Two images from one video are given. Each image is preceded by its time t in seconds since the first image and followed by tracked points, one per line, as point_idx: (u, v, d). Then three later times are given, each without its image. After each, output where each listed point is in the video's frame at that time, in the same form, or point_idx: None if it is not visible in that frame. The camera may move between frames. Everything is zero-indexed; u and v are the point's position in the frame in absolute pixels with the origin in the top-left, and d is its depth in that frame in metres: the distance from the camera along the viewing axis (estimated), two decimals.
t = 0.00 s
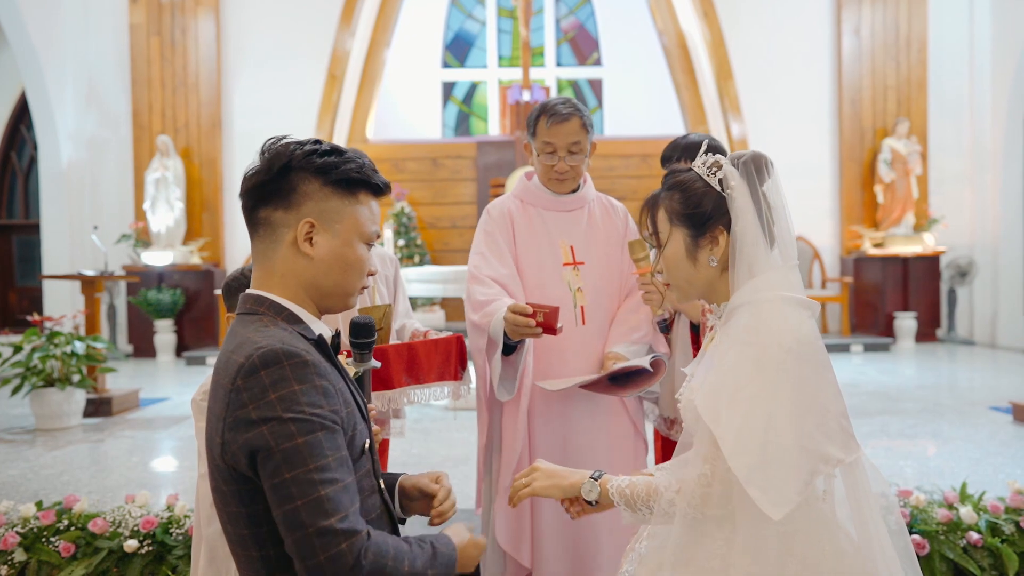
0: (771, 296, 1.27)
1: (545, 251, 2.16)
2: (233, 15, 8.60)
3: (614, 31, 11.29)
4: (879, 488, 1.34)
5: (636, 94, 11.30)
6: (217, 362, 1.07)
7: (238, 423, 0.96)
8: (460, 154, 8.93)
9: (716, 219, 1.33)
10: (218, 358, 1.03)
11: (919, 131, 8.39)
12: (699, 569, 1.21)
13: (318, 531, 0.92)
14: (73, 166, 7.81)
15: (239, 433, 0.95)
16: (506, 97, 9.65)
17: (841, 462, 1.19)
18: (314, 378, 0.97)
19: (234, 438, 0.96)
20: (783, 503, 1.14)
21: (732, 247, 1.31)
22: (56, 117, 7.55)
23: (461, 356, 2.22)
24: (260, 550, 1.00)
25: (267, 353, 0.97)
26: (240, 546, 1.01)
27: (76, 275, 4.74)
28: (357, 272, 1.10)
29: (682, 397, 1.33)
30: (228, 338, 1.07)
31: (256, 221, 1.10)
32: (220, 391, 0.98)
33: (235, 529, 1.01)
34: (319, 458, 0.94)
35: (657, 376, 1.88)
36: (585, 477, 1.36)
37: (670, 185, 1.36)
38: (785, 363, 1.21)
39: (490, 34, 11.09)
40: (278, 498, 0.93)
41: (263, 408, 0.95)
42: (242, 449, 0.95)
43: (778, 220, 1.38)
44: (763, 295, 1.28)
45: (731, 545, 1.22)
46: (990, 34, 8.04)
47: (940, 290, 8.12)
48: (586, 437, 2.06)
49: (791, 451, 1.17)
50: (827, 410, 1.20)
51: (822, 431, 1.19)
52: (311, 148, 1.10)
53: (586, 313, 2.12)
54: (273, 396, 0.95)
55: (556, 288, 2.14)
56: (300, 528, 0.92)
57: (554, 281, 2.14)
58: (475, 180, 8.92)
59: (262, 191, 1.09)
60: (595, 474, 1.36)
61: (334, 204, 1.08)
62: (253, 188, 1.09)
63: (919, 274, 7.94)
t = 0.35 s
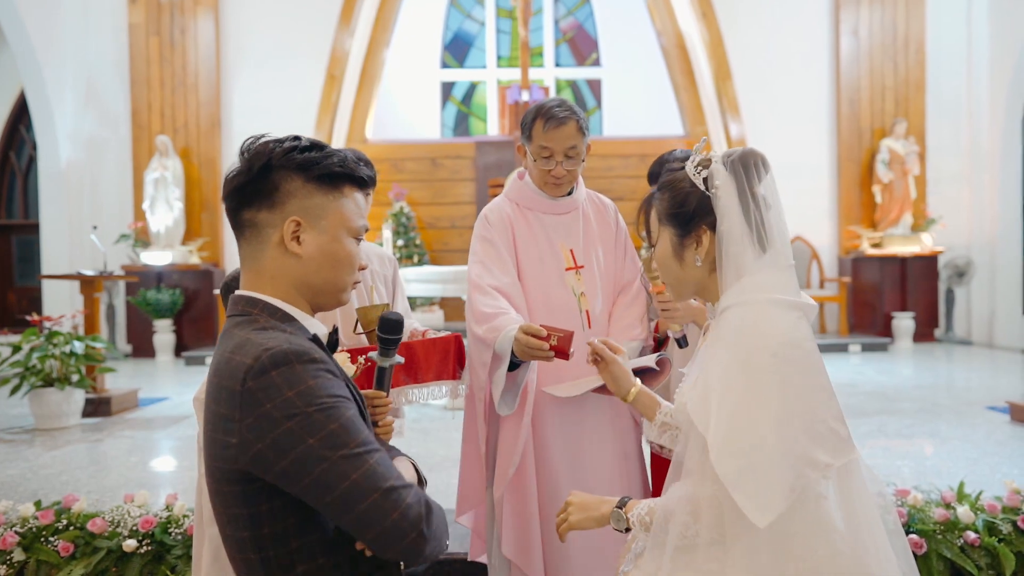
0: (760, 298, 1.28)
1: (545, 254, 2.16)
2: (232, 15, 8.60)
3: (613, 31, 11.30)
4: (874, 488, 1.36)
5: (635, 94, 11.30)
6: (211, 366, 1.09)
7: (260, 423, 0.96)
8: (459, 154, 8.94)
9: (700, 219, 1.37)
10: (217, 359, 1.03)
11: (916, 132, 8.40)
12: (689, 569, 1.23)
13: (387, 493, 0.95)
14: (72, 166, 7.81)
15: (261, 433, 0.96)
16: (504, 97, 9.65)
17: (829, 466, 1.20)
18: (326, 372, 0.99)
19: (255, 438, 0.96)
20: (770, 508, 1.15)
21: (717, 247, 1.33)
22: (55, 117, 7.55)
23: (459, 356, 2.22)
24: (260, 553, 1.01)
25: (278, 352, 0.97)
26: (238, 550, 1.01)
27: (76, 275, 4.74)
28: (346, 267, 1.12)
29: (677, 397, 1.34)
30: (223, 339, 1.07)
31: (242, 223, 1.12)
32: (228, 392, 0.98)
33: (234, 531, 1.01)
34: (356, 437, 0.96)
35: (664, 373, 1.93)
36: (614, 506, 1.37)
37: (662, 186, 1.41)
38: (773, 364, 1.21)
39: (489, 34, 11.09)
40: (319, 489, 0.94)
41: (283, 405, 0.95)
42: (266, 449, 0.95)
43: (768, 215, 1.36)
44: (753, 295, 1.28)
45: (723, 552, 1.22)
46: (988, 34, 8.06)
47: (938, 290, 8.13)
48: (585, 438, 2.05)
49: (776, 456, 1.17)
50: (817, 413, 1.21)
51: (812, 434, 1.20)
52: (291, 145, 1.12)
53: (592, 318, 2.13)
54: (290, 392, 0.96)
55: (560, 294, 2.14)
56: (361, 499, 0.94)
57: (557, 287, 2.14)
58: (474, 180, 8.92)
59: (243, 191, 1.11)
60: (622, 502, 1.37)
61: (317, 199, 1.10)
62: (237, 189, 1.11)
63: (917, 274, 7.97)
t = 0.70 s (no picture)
0: (750, 297, 1.27)
1: (542, 257, 2.17)
2: (232, 15, 8.61)
3: (613, 31, 11.31)
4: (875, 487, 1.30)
5: (634, 94, 11.31)
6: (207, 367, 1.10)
7: (253, 425, 0.97)
8: (459, 154, 8.95)
9: (692, 219, 1.39)
10: (212, 362, 1.04)
11: (915, 132, 8.41)
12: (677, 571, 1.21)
13: (382, 494, 0.96)
14: (71, 166, 7.82)
15: (254, 436, 0.97)
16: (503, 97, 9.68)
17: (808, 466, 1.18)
18: (318, 375, 1.00)
19: (249, 442, 0.97)
20: (736, 504, 1.16)
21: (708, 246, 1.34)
22: (55, 117, 7.56)
23: (457, 355, 2.24)
24: (259, 555, 1.02)
25: (271, 355, 0.98)
26: (239, 552, 1.03)
27: (75, 275, 4.75)
28: (343, 268, 1.13)
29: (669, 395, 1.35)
30: (219, 341, 1.08)
31: (237, 225, 1.13)
32: (221, 395, 0.99)
33: (233, 533, 1.03)
34: (349, 438, 0.97)
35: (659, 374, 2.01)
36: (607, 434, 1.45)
37: (660, 190, 1.43)
38: (751, 360, 1.22)
39: (488, 34, 11.10)
40: (316, 488, 0.95)
41: (276, 409, 0.96)
42: (260, 452, 0.96)
43: (761, 215, 1.36)
44: (741, 294, 1.28)
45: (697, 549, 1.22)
46: (986, 36, 8.09)
47: (936, 290, 8.15)
48: (583, 444, 2.06)
49: (751, 455, 1.17)
50: (800, 411, 1.21)
51: (792, 435, 1.20)
52: (284, 146, 1.13)
53: (590, 321, 2.16)
54: (284, 396, 0.97)
55: (558, 295, 2.15)
56: (357, 500, 0.95)
57: (554, 289, 2.15)
58: (473, 180, 8.93)
59: (239, 194, 1.12)
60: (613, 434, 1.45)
61: (311, 201, 1.12)
62: (234, 191, 1.12)
63: (915, 274, 7.99)
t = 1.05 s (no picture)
0: (740, 296, 1.26)
1: (542, 258, 2.17)
2: (230, 15, 8.60)
3: (611, 31, 11.31)
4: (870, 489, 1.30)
5: (634, 94, 11.30)
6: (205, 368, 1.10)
7: (231, 433, 0.98)
8: (457, 154, 8.94)
9: (689, 220, 1.39)
10: (205, 364, 1.06)
11: (914, 131, 8.40)
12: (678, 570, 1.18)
13: (342, 524, 0.97)
14: (70, 166, 7.81)
15: (231, 444, 0.98)
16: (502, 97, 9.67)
17: (793, 460, 1.18)
18: (298, 386, 1.00)
19: (227, 448, 0.99)
20: (724, 494, 1.15)
21: (704, 245, 1.34)
22: (53, 117, 7.54)
23: (457, 356, 2.24)
24: (247, 558, 1.03)
25: (251, 363, 0.99)
26: (229, 554, 1.04)
27: (73, 275, 4.75)
28: (345, 271, 1.13)
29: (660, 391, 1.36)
30: (216, 344, 1.09)
31: (241, 227, 1.13)
32: (206, 400, 1.01)
33: (222, 536, 1.04)
34: (321, 458, 0.98)
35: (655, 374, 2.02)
36: (595, 405, 1.60)
37: (657, 191, 1.43)
38: (743, 354, 1.21)
39: (486, 34, 11.09)
40: (285, 504, 0.97)
41: (253, 418, 0.98)
42: (233, 461, 0.98)
43: (760, 215, 1.35)
44: (732, 293, 1.27)
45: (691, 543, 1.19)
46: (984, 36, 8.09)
47: (935, 290, 8.15)
48: (577, 445, 2.06)
49: (739, 450, 1.17)
50: (789, 406, 1.21)
51: (780, 431, 1.19)
52: (286, 147, 1.13)
53: (587, 322, 2.15)
54: (261, 405, 0.98)
55: (555, 296, 2.15)
56: (317, 526, 0.96)
57: (553, 289, 2.15)
58: (472, 180, 8.92)
59: (239, 196, 1.12)
60: (602, 405, 1.59)
61: (314, 202, 1.11)
62: (235, 194, 1.12)
63: (914, 274, 8.00)
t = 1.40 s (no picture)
0: (737, 295, 1.26)
1: (542, 258, 2.17)
2: (228, 15, 8.59)
3: (610, 31, 11.31)
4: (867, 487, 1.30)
5: (633, 94, 11.30)
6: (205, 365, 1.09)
7: (222, 432, 0.98)
8: (456, 154, 8.94)
9: (687, 219, 1.39)
10: (201, 362, 1.06)
11: (913, 131, 8.39)
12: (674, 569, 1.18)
13: (332, 525, 0.97)
14: (68, 166, 7.80)
15: (221, 443, 0.98)
16: (500, 97, 9.68)
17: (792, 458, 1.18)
18: (291, 386, 1.00)
19: (219, 447, 0.98)
20: (723, 493, 1.15)
21: (702, 243, 1.34)
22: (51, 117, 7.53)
23: (455, 356, 2.22)
24: (242, 556, 1.03)
25: (244, 363, 0.99)
26: (224, 552, 1.04)
27: (71, 275, 4.74)
28: (344, 272, 1.13)
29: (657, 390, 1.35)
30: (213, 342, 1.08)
31: (241, 226, 1.13)
32: (199, 399, 1.00)
33: (217, 534, 1.03)
34: (312, 459, 0.97)
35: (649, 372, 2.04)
36: (595, 402, 1.58)
37: (657, 190, 1.43)
38: (741, 353, 1.21)
39: (485, 34, 11.09)
40: (276, 504, 0.97)
41: (245, 417, 0.98)
42: (225, 461, 0.98)
43: (758, 217, 1.35)
44: (730, 292, 1.27)
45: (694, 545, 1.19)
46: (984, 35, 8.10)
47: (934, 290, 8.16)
48: (572, 444, 2.06)
49: (737, 448, 1.16)
50: (785, 405, 1.20)
51: (777, 429, 1.19)
52: (291, 147, 1.12)
53: (584, 321, 2.15)
54: (253, 405, 0.98)
55: (554, 296, 2.14)
56: (306, 527, 0.96)
57: (552, 289, 2.15)
58: (471, 180, 8.91)
59: (241, 195, 1.12)
60: (601, 402, 1.57)
61: (316, 202, 1.11)
62: (237, 192, 1.12)
63: (913, 273, 7.99)
